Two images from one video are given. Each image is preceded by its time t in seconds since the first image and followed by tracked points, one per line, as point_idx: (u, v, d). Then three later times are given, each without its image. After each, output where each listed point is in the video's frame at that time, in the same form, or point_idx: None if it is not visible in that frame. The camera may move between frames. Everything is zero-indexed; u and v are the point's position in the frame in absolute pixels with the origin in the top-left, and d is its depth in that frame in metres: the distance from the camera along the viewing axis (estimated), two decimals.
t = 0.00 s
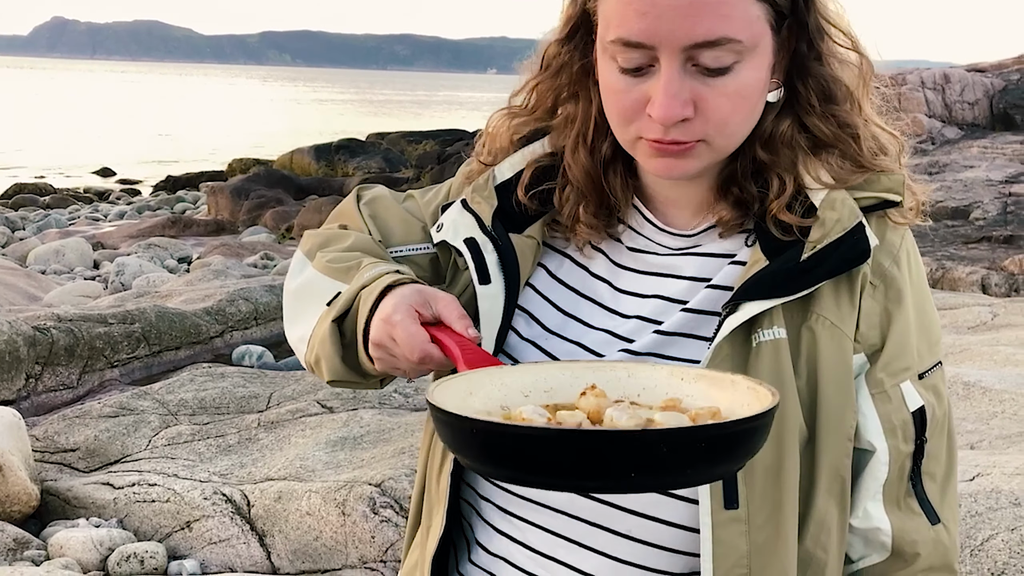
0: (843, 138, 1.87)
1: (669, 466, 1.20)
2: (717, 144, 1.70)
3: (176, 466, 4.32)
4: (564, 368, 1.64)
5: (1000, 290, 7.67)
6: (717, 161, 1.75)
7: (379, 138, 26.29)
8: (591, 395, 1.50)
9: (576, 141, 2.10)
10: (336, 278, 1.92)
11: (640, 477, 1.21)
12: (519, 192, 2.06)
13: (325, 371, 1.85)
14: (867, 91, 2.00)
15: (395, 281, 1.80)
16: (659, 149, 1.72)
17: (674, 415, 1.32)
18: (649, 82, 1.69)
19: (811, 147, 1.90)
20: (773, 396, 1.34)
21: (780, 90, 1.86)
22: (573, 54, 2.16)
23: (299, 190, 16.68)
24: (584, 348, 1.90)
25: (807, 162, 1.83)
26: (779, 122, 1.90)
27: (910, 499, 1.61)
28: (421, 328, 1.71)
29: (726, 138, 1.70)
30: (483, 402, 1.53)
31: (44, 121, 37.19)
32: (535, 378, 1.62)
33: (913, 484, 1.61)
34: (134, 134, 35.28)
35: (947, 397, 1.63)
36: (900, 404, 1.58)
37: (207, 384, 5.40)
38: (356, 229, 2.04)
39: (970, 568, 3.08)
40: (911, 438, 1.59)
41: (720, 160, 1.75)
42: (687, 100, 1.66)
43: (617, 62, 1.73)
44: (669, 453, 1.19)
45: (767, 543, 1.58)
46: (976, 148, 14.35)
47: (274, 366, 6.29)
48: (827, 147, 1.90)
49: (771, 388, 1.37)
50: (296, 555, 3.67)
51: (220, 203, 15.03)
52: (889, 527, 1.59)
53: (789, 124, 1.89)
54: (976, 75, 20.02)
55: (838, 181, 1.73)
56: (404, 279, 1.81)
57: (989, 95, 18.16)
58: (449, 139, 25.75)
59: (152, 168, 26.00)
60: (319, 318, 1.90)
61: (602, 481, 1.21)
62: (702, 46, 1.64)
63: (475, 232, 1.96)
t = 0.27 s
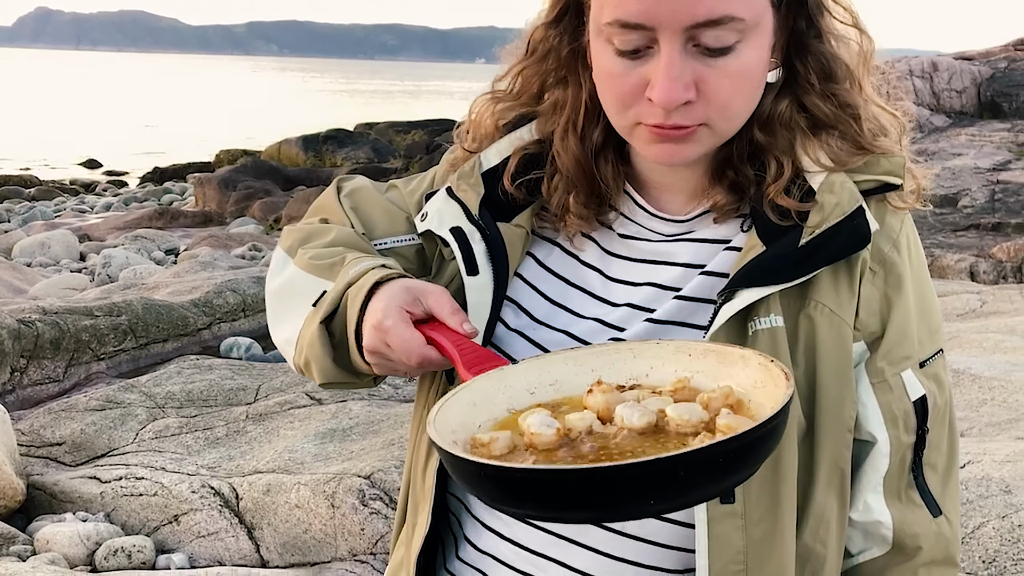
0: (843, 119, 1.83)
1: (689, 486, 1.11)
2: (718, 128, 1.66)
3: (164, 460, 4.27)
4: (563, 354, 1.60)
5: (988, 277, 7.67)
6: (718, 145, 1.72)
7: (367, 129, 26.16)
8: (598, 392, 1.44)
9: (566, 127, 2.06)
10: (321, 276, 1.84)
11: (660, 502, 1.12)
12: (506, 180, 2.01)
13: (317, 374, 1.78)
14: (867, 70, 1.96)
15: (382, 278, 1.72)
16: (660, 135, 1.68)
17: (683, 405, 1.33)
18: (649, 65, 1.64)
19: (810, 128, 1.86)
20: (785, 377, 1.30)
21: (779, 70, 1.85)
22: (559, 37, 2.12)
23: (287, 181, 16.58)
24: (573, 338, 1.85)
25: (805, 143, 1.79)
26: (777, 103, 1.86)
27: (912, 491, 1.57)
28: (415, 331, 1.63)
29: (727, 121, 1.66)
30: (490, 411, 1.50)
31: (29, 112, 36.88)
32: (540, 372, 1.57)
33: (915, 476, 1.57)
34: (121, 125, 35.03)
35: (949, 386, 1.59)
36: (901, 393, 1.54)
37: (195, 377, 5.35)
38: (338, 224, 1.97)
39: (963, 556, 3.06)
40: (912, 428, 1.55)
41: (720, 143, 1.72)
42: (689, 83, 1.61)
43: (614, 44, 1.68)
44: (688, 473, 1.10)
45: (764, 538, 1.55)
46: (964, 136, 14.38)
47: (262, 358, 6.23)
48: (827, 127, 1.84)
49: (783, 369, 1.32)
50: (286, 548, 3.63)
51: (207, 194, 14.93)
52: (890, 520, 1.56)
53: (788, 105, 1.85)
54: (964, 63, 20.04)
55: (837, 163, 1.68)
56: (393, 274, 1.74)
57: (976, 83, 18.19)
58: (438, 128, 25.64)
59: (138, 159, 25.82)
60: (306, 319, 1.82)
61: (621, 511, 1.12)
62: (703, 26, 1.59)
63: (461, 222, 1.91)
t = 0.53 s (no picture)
0: (843, 91, 1.78)
1: (666, 530, 1.02)
2: (707, 100, 1.60)
3: (147, 451, 4.19)
4: (536, 343, 1.51)
5: (975, 262, 7.66)
6: (707, 119, 1.66)
7: (353, 116, 25.99)
8: (575, 394, 1.37)
9: (547, 104, 2.00)
10: (289, 235, 1.76)
11: (636, 543, 1.02)
12: (484, 157, 1.94)
13: (279, 337, 1.69)
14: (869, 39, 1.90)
15: (354, 237, 1.65)
16: (646, 109, 1.62)
17: (664, 420, 1.28)
18: (634, 36, 1.58)
19: (808, 101, 1.80)
20: (775, 405, 1.20)
21: (772, 39, 1.79)
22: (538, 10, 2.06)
23: (273, 169, 16.44)
24: (558, 326, 1.79)
25: (803, 118, 1.75)
26: (773, 75, 1.80)
27: (915, 484, 1.51)
28: (385, 301, 1.55)
29: (716, 93, 1.60)
30: (459, 402, 1.42)
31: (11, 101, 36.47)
32: (513, 364, 1.49)
33: (918, 468, 1.51)
34: (104, 114, 34.69)
35: (952, 374, 1.53)
36: (905, 382, 1.46)
37: (179, 367, 5.27)
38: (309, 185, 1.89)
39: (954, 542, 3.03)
40: (916, 419, 1.48)
41: (710, 117, 1.66)
42: (675, 52, 1.55)
43: (595, 14, 1.62)
44: (666, 520, 1.00)
45: (762, 537, 1.47)
46: (951, 121, 14.38)
47: (248, 348, 6.16)
48: (826, 100, 1.79)
49: (773, 395, 1.22)
50: (273, 539, 3.57)
51: (192, 183, 14.78)
52: (893, 515, 1.49)
53: (785, 78, 1.80)
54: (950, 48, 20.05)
55: (837, 139, 1.62)
56: (365, 235, 1.67)
57: (962, 68, 18.19)
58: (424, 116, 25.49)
59: (122, 148, 25.57)
60: (270, 279, 1.74)
61: (592, 551, 1.01)
62: None
63: (439, 200, 1.82)
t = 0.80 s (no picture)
0: (851, 51, 1.69)
1: None
2: (695, 59, 1.52)
3: (131, 435, 4.11)
4: (502, 333, 1.43)
5: (965, 240, 7.62)
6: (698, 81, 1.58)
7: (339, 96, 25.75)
8: (545, 397, 1.31)
9: (534, 65, 1.90)
10: (247, 175, 1.69)
11: None
12: (463, 117, 1.84)
13: (225, 282, 1.64)
14: None
15: (315, 186, 1.58)
16: (628, 72, 1.54)
17: (636, 439, 1.22)
18: None
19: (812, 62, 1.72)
20: (760, 438, 1.10)
21: None
22: None
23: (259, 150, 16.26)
24: (546, 305, 1.70)
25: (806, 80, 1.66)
26: (774, 34, 1.70)
27: (924, 474, 1.44)
28: (345, 264, 1.47)
29: (704, 53, 1.52)
30: (418, 391, 1.34)
31: None
32: (479, 352, 1.42)
33: (928, 457, 1.44)
34: (88, 95, 34.27)
35: (965, 356, 1.46)
36: (915, 366, 1.39)
37: (163, 350, 5.18)
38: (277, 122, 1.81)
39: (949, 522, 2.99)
40: (927, 405, 1.41)
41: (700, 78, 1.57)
42: (658, 10, 1.46)
43: None
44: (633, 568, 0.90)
45: (763, 532, 1.41)
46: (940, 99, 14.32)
47: (234, 331, 6.06)
48: (832, 60, 1.70)
49: (756, 426, 1.12)
50: (259, 524, 3.50)
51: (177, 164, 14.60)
52: (901, 508, 1.42)
53: (786, 36, 1.70)
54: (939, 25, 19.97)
55: (846, 105, 1.52)
56: (328, 185, 1.59)
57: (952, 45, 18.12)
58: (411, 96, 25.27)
59: (106, 129, 25.27)
60: (222, 218, 1.68)
61: None
62: None
63: (414, 160, 1.71)
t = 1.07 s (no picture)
0: None
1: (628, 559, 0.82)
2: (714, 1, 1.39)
3: (121, 409, 4.04)
4: (488, 299, 1.27)
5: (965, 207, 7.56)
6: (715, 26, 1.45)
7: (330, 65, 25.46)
8: (530, 366, 1.18)
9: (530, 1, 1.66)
10: (221, 125, 1.56)
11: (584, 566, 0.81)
12: (455, 63, 1.60)
13: (192, 239, 1.52)
14: None
15: (294, 136, 1.44)
16: (641, 12, 1.40)
17: (630, 416, 1.10)
18: None
19: None
20: (770, 420, 1.00)
21: None
22: None
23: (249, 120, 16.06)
24: (546, 271, 1.50)
25: (829, 21, 1.46)
26: None
27: (944, 449, 1.29)
28: (319, 216, 1.33)
29: None
30: (388, 351, 1.20)
31: None
32: (459, 317, 1.25)
33: (949, 430, 1.29)
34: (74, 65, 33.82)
35: (990, 324, 1.30)
36: (940, 333, 1.23)
37: (152, 324, 5.08)
38: (255, 70, 1.66)
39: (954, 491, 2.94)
40: (950, 375, 1.25)
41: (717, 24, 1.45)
42: None
43: None
44: (629, 545, 0.81)
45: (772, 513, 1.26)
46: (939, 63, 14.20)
47: (225, 303, 5.96)
48: None
49: (766, 411, 1.02)
50: (252, 497, 3.45)
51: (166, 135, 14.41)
52: (919, 484, 1.28)
53: None
54: None
55: (871, 50, 1.34)
56: (309, 136, 1.45)
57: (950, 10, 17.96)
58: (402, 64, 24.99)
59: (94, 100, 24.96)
60: (193, 170, 1.55)
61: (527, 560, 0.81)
62: None
63: (402, 111, 1.52)
